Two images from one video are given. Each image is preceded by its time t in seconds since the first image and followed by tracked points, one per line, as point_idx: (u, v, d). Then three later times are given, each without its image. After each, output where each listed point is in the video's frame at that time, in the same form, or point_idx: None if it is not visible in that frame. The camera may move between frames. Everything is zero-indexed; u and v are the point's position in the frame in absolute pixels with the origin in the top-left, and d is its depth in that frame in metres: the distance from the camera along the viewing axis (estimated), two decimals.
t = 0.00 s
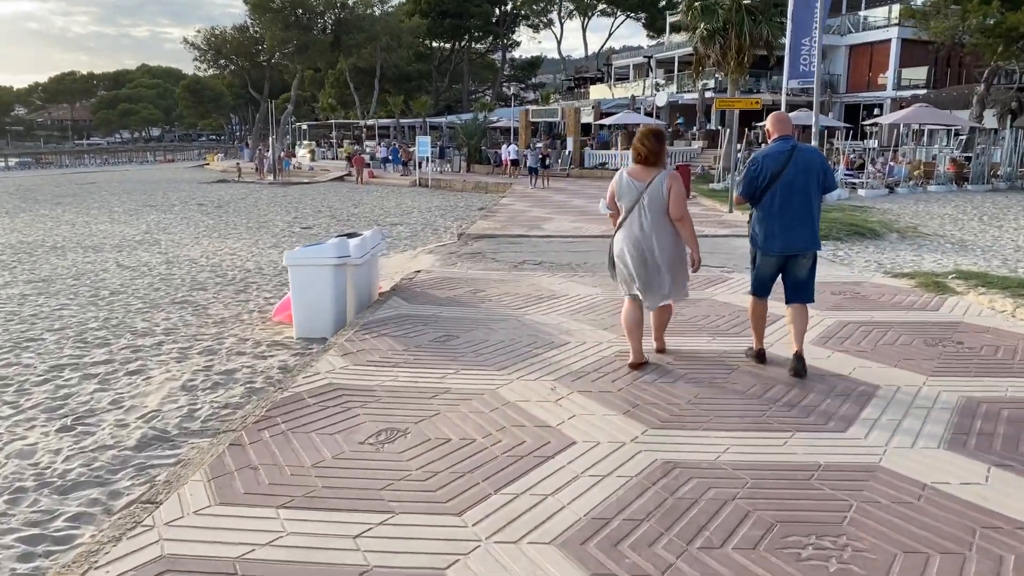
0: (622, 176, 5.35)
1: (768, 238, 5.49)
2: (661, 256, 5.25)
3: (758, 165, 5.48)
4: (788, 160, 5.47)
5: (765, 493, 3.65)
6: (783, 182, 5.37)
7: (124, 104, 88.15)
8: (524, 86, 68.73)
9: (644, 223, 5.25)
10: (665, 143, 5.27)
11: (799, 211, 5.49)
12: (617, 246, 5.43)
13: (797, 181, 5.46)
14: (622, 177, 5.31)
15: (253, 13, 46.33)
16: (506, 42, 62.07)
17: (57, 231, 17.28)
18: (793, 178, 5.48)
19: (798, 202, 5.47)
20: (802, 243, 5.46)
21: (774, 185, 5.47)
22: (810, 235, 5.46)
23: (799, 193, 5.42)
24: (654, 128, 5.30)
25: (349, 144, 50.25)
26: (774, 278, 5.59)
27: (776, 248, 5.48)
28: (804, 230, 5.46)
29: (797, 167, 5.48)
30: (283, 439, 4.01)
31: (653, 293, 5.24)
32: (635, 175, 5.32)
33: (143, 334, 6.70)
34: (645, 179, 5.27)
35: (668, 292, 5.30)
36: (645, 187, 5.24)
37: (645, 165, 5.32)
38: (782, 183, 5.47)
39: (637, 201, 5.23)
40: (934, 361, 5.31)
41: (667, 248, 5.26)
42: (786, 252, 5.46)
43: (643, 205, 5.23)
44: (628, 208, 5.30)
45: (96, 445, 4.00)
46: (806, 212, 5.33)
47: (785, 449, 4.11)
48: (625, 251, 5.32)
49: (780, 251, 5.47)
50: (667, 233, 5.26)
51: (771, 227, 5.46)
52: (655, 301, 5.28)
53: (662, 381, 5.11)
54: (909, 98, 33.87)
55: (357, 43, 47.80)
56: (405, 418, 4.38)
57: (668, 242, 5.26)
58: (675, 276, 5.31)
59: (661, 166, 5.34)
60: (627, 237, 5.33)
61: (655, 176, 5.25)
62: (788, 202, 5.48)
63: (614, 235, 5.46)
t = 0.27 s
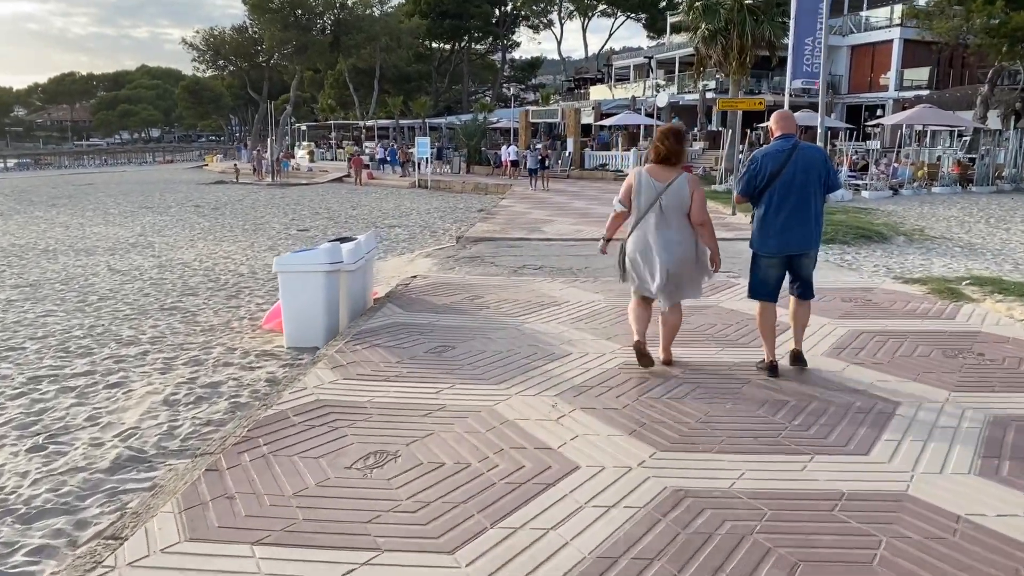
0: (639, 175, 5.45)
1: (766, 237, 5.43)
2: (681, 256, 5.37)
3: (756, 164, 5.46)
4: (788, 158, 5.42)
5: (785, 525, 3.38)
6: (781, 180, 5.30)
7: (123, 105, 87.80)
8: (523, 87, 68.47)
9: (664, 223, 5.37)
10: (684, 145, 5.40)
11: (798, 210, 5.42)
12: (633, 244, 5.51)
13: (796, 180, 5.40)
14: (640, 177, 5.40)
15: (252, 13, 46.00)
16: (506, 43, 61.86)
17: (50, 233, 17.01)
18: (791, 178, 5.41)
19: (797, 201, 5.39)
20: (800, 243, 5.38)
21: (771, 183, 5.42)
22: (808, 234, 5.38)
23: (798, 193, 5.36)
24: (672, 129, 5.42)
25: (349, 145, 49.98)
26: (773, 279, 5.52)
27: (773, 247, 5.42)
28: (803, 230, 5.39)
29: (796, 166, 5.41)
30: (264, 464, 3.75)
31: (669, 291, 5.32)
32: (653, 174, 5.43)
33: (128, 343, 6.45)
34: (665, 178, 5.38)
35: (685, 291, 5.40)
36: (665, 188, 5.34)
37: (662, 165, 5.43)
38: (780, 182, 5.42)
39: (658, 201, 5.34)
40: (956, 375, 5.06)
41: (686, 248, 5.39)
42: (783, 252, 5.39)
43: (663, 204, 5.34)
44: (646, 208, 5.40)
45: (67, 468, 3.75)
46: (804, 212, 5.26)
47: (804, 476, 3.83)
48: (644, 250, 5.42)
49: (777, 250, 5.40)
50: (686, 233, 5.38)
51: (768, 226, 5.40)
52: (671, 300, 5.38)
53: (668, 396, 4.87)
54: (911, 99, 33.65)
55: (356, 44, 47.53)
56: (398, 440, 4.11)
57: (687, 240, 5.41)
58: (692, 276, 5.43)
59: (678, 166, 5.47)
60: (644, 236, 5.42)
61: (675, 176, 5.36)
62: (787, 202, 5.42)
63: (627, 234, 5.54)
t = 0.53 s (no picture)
0: (645, 173, 5.24)
1: (775, 239, 5.13)
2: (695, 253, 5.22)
3: (768, 163, 5.16)
4: (801, 159, 5.14)
5: (809, 556, 3.09)
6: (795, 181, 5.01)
7: (121, 107, 87.50)
8: (523, 89, 68.23)
9: (677, 220, 5.18)
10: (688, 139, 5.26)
11: (810, 213, 5.13)
12: (641, 243, 5.24)
13: (809, 181, 5.11)
14: (649, 173, 5.19)
15: (250, 15, 45.71)
16: (506, 45, 61.66)
17: (41, 235, 16.74)
18: (804, 179, 5.13)
19: (809, 203, 5.11)
20: (810, 245, 5.10)
21: (783, 184, 5.13)
22: (820, 237, 5.10)
23: (810, 194, 5.08)
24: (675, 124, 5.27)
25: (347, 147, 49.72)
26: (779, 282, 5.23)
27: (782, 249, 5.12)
28: (814, 233, 5.10)
29: (809, 168, 5.13)
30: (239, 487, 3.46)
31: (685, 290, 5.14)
32: (659, 171, 5.24)
33: (109, 350, 6.18)
34: (675, 175, 5.20)
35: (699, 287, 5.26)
36: (676, 184, 5.16)
37: (667, 161, 5.26)
38: (793, 183, 5.13)
39: (670, 197, 5.13)
40: (981, 387, 4.79)
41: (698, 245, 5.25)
42: (793, 254, 5.10)
43: (675, 200, 5.16)
44: (657, 204, 5.18)
45: (30, 488, 3.48)
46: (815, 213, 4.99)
47: (828, 500, 3.54)
48: (654, 248, 5.19)
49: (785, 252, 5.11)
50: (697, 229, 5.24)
51: (778, 227, 5.11)
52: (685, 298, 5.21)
53: (676, 408, 4.61)
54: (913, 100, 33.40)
55: (355, 45, 47.30)
56: (388, 460, 3.82)
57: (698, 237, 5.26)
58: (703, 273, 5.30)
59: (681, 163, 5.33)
60: (655, 235, 5.20)
61: (684, 172, 5.22)
62: (799, 203, 5.13)
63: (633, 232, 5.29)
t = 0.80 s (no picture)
0: (646, 177, 5.15)
1: (796, 239, 5.04)
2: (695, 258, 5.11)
3: (791, 161, 5.04)
4: (822, 158, 5.04)
5: None
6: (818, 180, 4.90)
7: (121, 110, 87.27)
8: (523, 92, 67.98)
9: (675, 226, 5.10)
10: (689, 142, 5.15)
11: (830, 213, 5.05)
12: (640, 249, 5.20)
13: (831, 181, 5.02)
14: (647, 178, 5.11)
15: (248, 17, 45.49)
16: (505, 48, 61.42)
17: (34, 240, 16.47)
18: (826, 178, 5.03)
19: (831, 204, 5.02)
20: (832, 247, 5.01)
21: (806, 183, 5.02)
22: (842, 238, 5.01)
23: (832, 196, 4.98)
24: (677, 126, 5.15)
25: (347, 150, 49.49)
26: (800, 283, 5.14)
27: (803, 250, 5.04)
28: (836, 233, 5.02)
29: (832, 167, 5.03)
30: (214, 522, 3.15)
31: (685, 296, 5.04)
32: (660, 175, 5.15)
33: (92, 361, 5.91)
34: (674, 179, 5.11)
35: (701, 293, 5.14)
36: (676, 188, 5.06)
37: (668, 164, 5.15)
38: (814, 182, 5.02)
39: (669, 202, 5.06)
40: (1010, 405, 4.52)
41: (698, 250, 5.14)
42: (815, 256, 5.01)
43: (674, 206, 5.08)
44: (656, 210, 5.11)
45: None
46: (838, 215, 4.89)
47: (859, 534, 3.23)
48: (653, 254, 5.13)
49: (807, 253, 5.02)
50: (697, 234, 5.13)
51: (801, 227, 5.02)
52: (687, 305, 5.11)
53: (688, 428, 4.34)
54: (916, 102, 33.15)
55: (354, 48, 47.08)
56: (380, 490, 3.51)
57: (698, 243, 5.15)
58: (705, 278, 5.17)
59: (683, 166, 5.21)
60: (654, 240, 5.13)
61: (684, 176, 5.11)
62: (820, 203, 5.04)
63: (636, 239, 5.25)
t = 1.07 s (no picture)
0: (647, 175, 4.99)
1: (808, 239, 4.87)
2: (699, 256, 4.96)
3: (797, 159, 4.88)
4: (830, 155, 4.88)
5: None
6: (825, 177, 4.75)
7: (120, 114, 87.02)
8: (522, 95, 67.76)
9: (679, 226, 4.95)
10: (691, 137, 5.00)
11: (841, 210, 4.87)
12: (643, 250, 5.03)
13: (840, 178, 4.86)
14: (649, 177, 4.95)
15: (247, 20, 45.25)
16: (505, 51, 61.17)
17: (25, 244, 16.17)
18: (834, 176, 4.87)
19: (841, 201, 4.86)
20: (846, 245, 4.84)
21: (815, 181, 4.85)
22: (855, 235, 4.84)
23: (842, 193, 4.82)
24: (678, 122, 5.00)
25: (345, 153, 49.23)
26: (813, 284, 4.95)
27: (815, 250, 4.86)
28: (849, 231, 4.85)
29: (840, 164, 4.88)
30: (181, 557, 2.86)
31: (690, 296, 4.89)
32: (661, 173, 5.00)
33: (71, 370, 5.62)
34: (676, 176, 4.96)
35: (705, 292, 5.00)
36: (678, 186, 4.93)
37: (669, 161, 5.00)
38: (823, 180, 4.86)
39: (671, 201, 4.91)
40: None
41: (703, 248, 4.99)
42: (827, 255, 4.83)
43: (677, 204, 4.93)
44: (659, 209, 4.95)
45: None
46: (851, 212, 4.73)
47: (895, 570, 2.93)
48: (656, 255, 4.97)
49: (819, 253, 4.85)
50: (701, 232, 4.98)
51: (812, 227, 4.84)
52: (694, 304, 4.97)
53: (701, 445, 4.06)
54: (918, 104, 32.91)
55: (353, 50, 46.86)
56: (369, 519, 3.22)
57: (702, 242, 5.01)
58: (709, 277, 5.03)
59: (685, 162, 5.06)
60: (656, 239, 4.98)
61: (686, 173, 4.97)
62: (830, 200, 4.87)
63: (637, 238, 5.10)
